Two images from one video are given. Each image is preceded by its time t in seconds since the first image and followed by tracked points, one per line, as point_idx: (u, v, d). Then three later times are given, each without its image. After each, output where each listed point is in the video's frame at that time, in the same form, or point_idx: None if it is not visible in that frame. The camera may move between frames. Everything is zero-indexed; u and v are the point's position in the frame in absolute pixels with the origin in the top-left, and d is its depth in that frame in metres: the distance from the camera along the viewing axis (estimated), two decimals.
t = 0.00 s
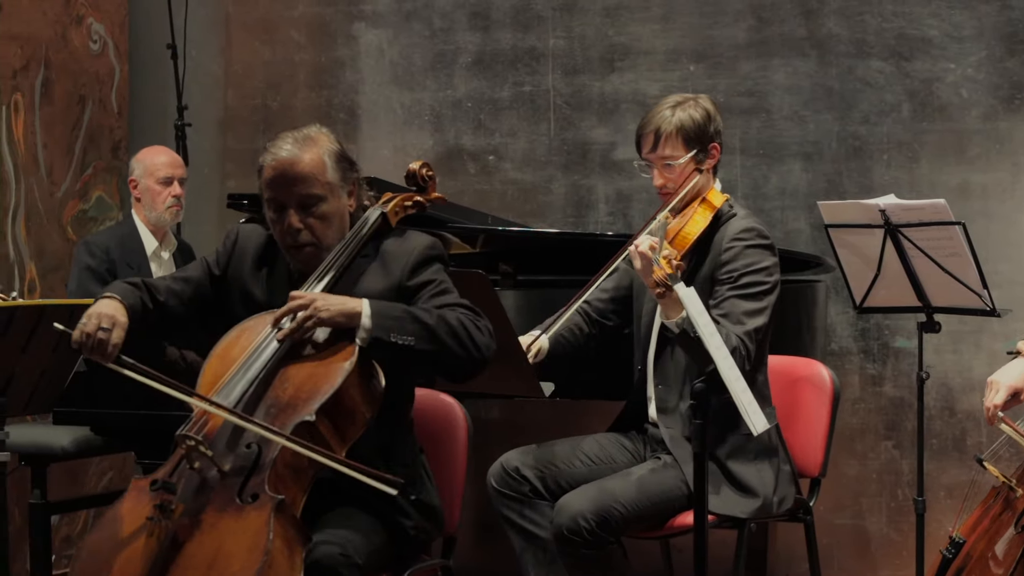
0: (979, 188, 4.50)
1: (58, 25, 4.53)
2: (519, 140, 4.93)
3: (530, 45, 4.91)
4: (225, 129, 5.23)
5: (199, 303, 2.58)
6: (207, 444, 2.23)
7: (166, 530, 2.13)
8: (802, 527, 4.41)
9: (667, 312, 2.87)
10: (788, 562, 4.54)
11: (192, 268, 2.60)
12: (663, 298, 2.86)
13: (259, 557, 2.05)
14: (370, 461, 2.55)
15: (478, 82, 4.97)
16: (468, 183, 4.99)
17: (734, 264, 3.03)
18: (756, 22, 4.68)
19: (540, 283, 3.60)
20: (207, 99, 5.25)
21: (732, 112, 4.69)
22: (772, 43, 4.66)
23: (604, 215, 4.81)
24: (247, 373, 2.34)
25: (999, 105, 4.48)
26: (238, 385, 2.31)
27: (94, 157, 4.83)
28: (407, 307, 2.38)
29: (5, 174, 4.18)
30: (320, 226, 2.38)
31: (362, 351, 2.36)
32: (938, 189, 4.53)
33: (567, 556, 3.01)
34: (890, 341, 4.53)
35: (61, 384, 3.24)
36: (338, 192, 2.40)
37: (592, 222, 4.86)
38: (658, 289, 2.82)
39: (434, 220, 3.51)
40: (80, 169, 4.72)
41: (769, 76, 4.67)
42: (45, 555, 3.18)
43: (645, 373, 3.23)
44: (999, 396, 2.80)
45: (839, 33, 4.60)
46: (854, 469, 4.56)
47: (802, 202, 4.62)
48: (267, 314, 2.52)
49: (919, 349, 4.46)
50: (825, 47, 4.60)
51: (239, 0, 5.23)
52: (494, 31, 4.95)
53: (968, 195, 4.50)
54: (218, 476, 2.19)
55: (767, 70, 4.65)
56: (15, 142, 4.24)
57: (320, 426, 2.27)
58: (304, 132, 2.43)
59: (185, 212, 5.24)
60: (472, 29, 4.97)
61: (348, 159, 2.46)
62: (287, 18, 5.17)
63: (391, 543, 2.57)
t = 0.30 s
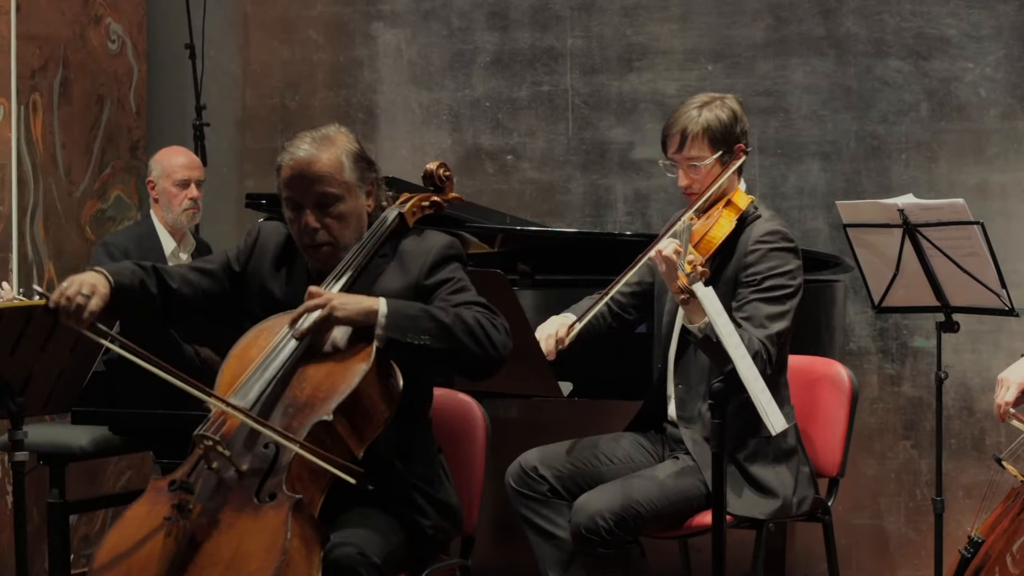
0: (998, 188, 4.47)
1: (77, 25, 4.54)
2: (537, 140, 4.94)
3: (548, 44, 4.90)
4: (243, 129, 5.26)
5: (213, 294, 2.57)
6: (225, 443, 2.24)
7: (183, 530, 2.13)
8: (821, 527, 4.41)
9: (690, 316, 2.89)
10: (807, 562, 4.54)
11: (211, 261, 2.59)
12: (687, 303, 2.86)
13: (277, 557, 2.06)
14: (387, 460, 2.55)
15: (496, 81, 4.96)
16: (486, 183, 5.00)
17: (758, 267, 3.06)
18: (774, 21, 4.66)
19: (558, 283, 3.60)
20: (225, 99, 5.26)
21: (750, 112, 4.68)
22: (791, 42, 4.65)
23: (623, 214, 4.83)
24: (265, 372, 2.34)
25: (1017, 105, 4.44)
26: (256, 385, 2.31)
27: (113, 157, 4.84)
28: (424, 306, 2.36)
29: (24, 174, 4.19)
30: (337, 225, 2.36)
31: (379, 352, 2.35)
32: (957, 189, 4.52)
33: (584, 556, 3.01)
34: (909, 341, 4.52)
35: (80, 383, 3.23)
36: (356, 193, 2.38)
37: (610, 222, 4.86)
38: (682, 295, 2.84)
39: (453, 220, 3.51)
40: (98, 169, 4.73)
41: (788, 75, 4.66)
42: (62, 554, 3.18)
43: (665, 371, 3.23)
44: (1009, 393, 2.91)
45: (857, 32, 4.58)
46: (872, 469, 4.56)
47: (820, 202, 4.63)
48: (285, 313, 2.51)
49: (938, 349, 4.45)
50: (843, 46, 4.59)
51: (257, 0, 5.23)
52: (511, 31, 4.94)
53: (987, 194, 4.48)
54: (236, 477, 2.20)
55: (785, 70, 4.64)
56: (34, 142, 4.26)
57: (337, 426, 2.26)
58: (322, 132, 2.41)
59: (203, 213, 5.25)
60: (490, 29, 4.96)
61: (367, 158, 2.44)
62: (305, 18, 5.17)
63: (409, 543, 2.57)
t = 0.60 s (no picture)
0: (1010, 187, 4.47)
1: (89, 25, 4.58)
2: (550, 139, 4.92)
3: (560, 44, 4.90)
4: (256, 127, 5.26)
5: (219, 279, 2.59)
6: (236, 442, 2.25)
7: (196, 529, 2.14)
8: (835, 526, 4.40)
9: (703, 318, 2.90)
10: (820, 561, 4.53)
11: (227, 249, 2.60)
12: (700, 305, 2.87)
13: (288, 556, 2.05)
14: (398, 459, 2.54)
15: (509, 81, 4.96)
16: (499, 182, 4.99)
17: (773, 268, 3.07)
18: (788, 21, 4.65)
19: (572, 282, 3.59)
20: (237, 98, 5.27)
21: (763, 111, 4.68)
22: (804, 41, 4.64)
23: (635, 213, 4.83)
24: (277, 371, 2.34)
25: None
26: (268, 384, 2.31)
27: (125, 156, 4.87)
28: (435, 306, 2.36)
29: (36, 174, 4.24)
30: (351, 228, 2.37)
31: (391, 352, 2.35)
32: (969, 188, 4.51)
33: (595, 555, 3.01)
34: (921, 340, 4.51)
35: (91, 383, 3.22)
36: (371, 196, 2.38)
37: (622, 221, 4.87)
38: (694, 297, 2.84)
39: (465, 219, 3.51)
40: (110, 169, 4.76)
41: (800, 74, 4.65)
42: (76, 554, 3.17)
43: (678, 370, 3.23)
44: (1016, 391, 2.91)
45: (870, 31, 4.57)
46: (885, 469, 4.55)
47: (833, 201, 4.62)
48: (297, 314, 2.52)
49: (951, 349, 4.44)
50: (856, 45, 4.58)
51: None
52: (524, 30, 4.94)
53: (999, 194, 4.48)
54: (248, 477, 2.20)
55: (797, 69, 4.63)
56: (46, 141, 4.31)
57: (349, 425, 2.26)
58: (340, 132, 2.41)
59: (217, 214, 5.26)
60: (502, 28, 4.96)
61: (384, 161, 2.44)
62: (318, 17, 5.16)
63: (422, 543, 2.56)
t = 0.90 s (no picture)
0: None
1: (102, 24, 4.67)
2: (564, 139, 4.93)
3: (574, 43, 4.90)
4: (270, 126, 5.26)
5: (254, 288, 2.59)
6: (257, 442, 2.22)
7: (216, 530, 2.15)
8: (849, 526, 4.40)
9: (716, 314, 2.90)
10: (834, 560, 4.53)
11: (251, 254, 2.59)
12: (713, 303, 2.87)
13: (310, 557, 2.08)
14: (416, 461, 2.53)
15: (523, 80, 4.96)
16: (513, 182, 5.00)
17: (786, 267, 3.06)
18: (801, 20, 4.65)
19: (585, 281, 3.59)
20: (251, 97, 5.28)
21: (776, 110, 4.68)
22: (817, 41, 4.63)
23: (649, 213, 4.83)
24: (299, 369, 2.33)
25: None
26: (290, 382, 2.31)
27: (138, 155, 4.94)
28: (458, 309, 2.38)
29: (49, 174, 4.36)
30: (366, 233, 2.37)
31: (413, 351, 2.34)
32: (982, 187, 4.51)
33: (608, 554, 3.02)
34: (935, 340, 4.51)
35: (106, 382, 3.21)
36: (389, 201, 2.35)
37: (635, 221, 4.87)
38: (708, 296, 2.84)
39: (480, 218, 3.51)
40: (123, 169, 4.84)
41: (814, 74, 4.65)
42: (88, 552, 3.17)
43: (691, 370, 3.23)
44: None
45: (884, 31, 4.56)
46: (899, 468, 4.55)
47: (846, 200, 4.62)
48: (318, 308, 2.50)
49: (964, 348, 4.44)
50: (869, 45, 4.58)
51: None
52: (538, 30, 4.94)
53: (1013, 193, 4.47)
54: (266, 477, 2.19)
55: (811, 69, 4.63)
56: (59, 140, 4.42)
57: (370, 427, 2.27)
58: (366, 132, 2.35)
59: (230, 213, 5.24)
60: (516, 27, 4.96)
61: (410, 165, 2.38)
62: (332, 16, 5.18)
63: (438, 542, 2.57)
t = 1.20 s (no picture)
0: None
1: (117, 24, 4.67)
2: (578, 138, 4.93)
3: (588, 43, 4.90)
4: (284, 127, 5.27)
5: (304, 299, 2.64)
6: (282, 444, 2.22)
7: (238, 531, 2.16)
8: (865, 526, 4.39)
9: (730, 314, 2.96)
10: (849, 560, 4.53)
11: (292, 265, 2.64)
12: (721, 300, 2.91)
13: (332, 563, 2.08)
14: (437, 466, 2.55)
15: (538, 80, 4.96)
16: (528, 181, 5.00)
17: (797, 264, 3.06)
18: (816, 19, 4.64)
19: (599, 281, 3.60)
20: (267, 97, 5.29)
21: (791, 110, 4.68)
22: (832, 40, 4.63)
23: (663, 213, 4.83)
24: (322, 369, 2.32)
25: None
26: (314, 383, 2.30)
27: (154, 155, 4.95)
28: (485, 315, 2.42)
29: (64, 174, 4.38)
30: (391, 228, 2.38)
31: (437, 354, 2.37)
32: (997, 187, 4.50)
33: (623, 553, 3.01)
34: (950, 339, 4.51)
35: (120, 383, 3.22)
36: (419, 202, 2.37)
37: (651, 220, 4.86)
38: (716, 293, 2.89)
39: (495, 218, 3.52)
40: (138, 169, 4.84)
41: (829, 73, 4.64)
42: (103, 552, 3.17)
43: (705, 370, 3.22)
44: None
45: (899, 30, 4.56)
46: (914, 468, 4.55)
47: (861, 200, 4.62)
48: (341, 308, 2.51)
49: (979, 348, 4.43)
50: (883, 44, 4.58)
51: None
52: (552, 29, 4.94)
53: None
54: (289, 479, 2.20)
55: (825, 68, 4.63)
56: (74, 139, 4.44)
57: (393, 431, 2.26)
58: (406, 129, 2.35)
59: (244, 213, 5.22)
60: (530, 27, 4.96)
61: (445, 167, 2.39)
62: (347, 16, 5.18)
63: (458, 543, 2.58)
